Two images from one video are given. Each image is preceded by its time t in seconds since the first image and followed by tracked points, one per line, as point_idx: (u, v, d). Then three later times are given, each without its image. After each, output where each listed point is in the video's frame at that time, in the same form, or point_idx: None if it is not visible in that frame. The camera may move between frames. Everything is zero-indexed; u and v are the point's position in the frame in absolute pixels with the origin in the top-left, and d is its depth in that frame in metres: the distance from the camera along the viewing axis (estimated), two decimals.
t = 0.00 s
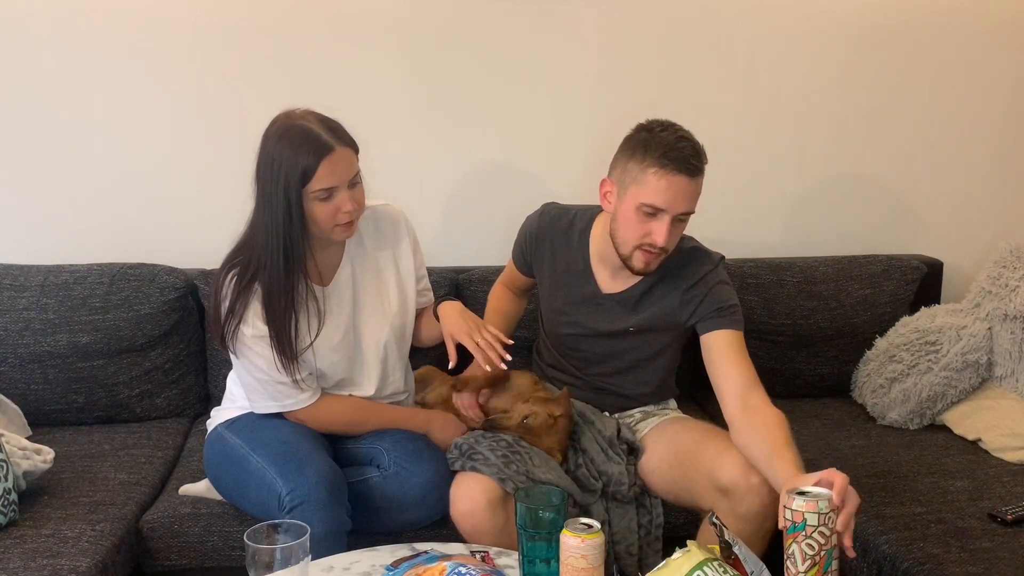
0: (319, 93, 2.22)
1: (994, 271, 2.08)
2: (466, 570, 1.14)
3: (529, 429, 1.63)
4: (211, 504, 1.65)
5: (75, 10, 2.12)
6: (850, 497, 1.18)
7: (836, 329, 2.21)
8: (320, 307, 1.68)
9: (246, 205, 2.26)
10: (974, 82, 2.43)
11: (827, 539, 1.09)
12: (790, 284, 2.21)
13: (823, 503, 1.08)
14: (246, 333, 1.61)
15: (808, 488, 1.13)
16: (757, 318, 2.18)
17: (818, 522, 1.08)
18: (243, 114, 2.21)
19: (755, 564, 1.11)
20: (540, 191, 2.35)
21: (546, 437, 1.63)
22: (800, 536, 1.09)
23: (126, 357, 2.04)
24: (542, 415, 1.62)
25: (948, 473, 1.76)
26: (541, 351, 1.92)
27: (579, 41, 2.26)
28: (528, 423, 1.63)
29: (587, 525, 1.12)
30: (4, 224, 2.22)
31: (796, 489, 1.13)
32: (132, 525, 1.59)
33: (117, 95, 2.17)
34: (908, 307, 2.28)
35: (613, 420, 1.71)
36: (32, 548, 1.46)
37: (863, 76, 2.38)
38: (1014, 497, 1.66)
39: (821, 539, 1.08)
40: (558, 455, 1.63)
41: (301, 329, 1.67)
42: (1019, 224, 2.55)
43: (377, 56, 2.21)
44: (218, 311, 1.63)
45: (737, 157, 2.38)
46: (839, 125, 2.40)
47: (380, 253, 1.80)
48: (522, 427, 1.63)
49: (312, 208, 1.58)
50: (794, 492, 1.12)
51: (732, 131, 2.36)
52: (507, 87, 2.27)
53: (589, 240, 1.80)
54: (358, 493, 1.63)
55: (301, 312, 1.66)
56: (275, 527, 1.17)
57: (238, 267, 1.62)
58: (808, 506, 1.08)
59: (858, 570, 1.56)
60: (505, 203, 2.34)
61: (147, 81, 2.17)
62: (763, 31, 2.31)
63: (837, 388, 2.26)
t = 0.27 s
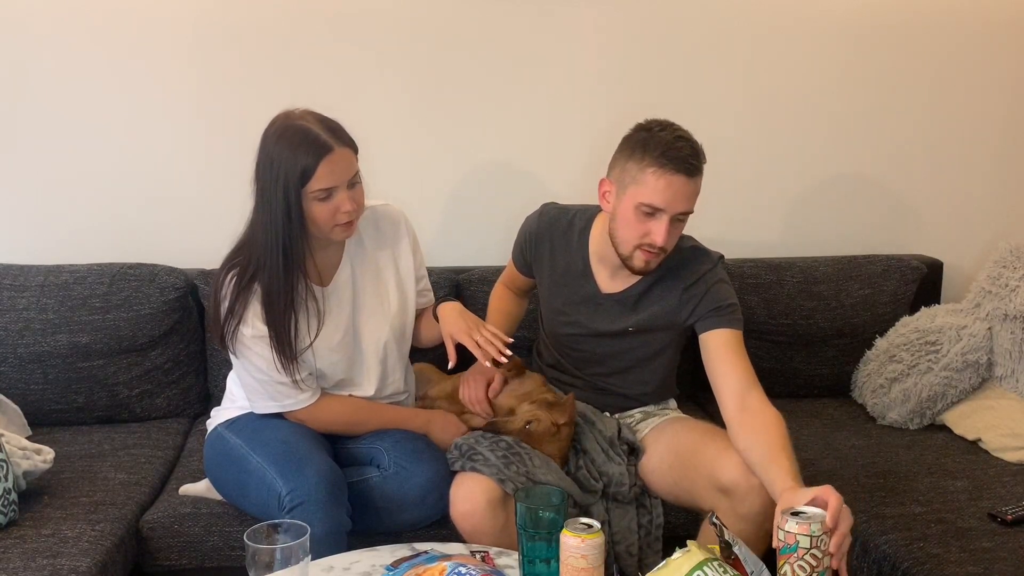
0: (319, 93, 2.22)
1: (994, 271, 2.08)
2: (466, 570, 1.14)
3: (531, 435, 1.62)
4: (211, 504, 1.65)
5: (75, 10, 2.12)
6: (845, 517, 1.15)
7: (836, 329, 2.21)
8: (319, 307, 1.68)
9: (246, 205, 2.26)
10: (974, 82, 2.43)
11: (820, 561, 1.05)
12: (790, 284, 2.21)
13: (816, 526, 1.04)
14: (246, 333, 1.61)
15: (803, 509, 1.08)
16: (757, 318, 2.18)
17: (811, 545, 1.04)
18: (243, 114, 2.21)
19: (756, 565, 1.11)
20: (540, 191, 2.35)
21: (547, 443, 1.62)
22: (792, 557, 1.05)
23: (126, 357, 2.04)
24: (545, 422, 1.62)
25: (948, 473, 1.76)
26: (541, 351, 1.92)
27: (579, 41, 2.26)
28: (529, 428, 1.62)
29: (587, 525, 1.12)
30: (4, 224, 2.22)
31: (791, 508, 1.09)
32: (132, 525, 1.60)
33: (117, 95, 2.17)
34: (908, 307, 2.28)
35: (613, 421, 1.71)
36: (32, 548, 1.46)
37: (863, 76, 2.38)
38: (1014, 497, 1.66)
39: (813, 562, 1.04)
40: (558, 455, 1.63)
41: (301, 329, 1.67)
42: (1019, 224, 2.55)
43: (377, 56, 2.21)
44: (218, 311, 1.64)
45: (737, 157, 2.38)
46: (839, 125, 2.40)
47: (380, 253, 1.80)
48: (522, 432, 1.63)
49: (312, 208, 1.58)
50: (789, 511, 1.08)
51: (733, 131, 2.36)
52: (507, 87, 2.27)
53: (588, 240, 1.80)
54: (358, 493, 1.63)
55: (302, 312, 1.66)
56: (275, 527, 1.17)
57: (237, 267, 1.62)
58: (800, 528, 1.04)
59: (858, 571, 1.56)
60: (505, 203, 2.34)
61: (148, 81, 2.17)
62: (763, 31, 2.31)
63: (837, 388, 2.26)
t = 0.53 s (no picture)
0: (319, 93, 2.22)
1: (994, 271, 2.08)
2: (466, 570, 1.14)
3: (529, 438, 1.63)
4: (211, 504, 1.65)
5: (74, 11, 2.12)
6: (842, 531, 1.14)
7: (836, 329, 2.21)
8: (320, 307, 1.68)
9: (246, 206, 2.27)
10: (974, 82, 2.42)
11: None
12: (790, 284, 2.21)
13: (811, 540, 1.03)
14: (246, 333, 1.61)
15: (797, 522, 1.07)
16: (757, 318, 2.18)
17: (805, 560, 1.02)
18: (243, 115, 2.21)
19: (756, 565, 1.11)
20: (540, 191, 2.35)
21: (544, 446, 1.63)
22: (786, 571, 1.04)
23: (126, 357, 2.04)
24: (541, 425, 1.63)
25: (948, 474, 1.76)
26: (541, 351, 1.92)
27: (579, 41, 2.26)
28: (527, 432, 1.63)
29: (587, 526, 1.12)
30: (4, 225, 2.22)
31: (786, 521, 1.08)
32: (132, 525, 1.59)
33: (117, 95, 2.17)
34: (908, 307, 2.28)
35: (613, 421, 1.71)
36: (32, 548, 1.46)
37: (863, 76, 2.38)
38: (1014, 497, 1.66)
39: None
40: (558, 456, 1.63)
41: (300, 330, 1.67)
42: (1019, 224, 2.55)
43: (377, 56, 2.21)
44: (218, 311, 1.63)
45: (736, 158, 2.38)
46: (838, 125, 2.40)
47: (380, 254, 1.80)
48: (519, 435, 1.64)
49: (310, 208, 1.58)
50: (784, 524, 1.07)
51: (732, 131, 2.36)
52: (507, 87, 2.27)
53: (587, 240, 1.79)
54: (358, 493, 1.63)
55: (301, 312, 1.66)
56: (275, 527, 1.17)
57: (238, 267, 1.62)
58: (794, 542, 1.03)
59: (859, 570, 1.56)
60: (505, 204, 2.34)
61: (147, 82, 2.17)
62: (763, 31, 2.31)
63: (837, 388, 2.26)
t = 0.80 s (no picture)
0: (319, 93, 2.22)
1: (994, 271, 2.08)
2: (466, 570, 1.14)
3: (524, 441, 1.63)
4: (211, 504, 1.65)
5: (73, 11, 2.12)
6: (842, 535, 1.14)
7: (836, 329, 2.21)
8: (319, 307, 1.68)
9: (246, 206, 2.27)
10: (973, 82, 2.42)
11: None
12: (790, 284, 2.21)
13: (810, 541, 1.03)
14: (246, 334, 1.61)
15: (799, 525, 1.08)
16: (757, 318, 2.18)
17: (803, 562, 1.03)
18: (243, 114, 2.21)
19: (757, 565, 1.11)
20: (540, 191, 2.35)
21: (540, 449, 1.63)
22: (785, 571, 1.04)
23: (126, 357, 2.04)
24: (537, 429, 1.62)
25: (948, 473, 1.76)
26: (541, 351, 1.92)
27: (579, 41, 2.26)
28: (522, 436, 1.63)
29: (587, 526, 1.12)
30: (3, 225, 2.22)
31: (787, 524, 1.08)
32: (132, 525, 1.59)
33: (117, 95, 2.17)
34: (908, 307, 2.28)
35: (613, 421, 1.71)
36: (32, 548, 1.46)
37: (863, 76, 2.38)
38: (1014, 497, 1.66)
39: None
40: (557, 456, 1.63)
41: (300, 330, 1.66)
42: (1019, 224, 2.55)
43: (376, 56, 2.21)
44: (218, 311, 1.64)
45: (736, 158, 2.38)
46: (838, 125, 2.40)
47: (380, 253, 1.79)
48: (513, 438, 1.63)
49: (306, 207, 1.58)
50: (785, 527, 1.07)
51: (732, 131, 2.36)
52: (507, 87, 2.27)
53: (586, 240, 1.79)
54: (358, 493, 1.63)
55: (301, 312, 1.66)
56: (275, 527, 1.17)
57: (238, 267, 1.62)
58: (794, 543, 1.03)
59: (859, 570, 1.56)
60: (505, 204, 2.34)
61: (147, 82, 2.17)
62: (763, 31, 2.31)
63: (837, 388, 2.26)
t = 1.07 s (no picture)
0: (319, 94, 2.22)
1: (994, 271, 2.08)
2: (466, 570, 1.14)
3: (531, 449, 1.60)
4: (211, 504, 1.65)
5: (74, 11, 2.12)
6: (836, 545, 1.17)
7: (836, 329, 2.21)
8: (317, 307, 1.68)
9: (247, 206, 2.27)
10: (974, 82, 2.42)
11: None
12: (790, 284, 2.21)
13: (807, 541, 1.03)
14: (246, 333, 1.61)
15: (796, 525, 1.08)
16: (757, 318, 2.18)
17: (800, 562, 1.03)
18: (243, 114, 2.21)
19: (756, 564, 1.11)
20: (540, 191, 2.35)
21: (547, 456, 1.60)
22: (782, 571, 1.04)
23: (126, 357, 2.04)
24: (547, 440, 1.59)
25: (948, 474, 1.76)
26: (541, 351, 1.91)
27: (579, 41, 2.26)
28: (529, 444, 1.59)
29: (587, 526, 1.12)
30: (4, 225, 2.22)
31: (785, 524, 1.08)
32: (132, 525, 1.59)
33: (117, 95, 2.17)
34: (908, 307, 2.28)
35: (614, 421, 1.71)
36: (32, 548, 1.46)
37: (863, 76, 2.38)
38: (1014, 497, 1.66)
39: None
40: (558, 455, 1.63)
41: (298, 328, 1.66)
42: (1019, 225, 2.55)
43: (376, 57, 2.21)
44: (217, 310, 1.63)
45: (736, 158, 2.38)
46: (838, 125, 2.40)
47: (379, 253, 1.80)
48: (522, 447, 1.59)
49: (302, 203, 1.57)
50: (782, 526, 1.07)
51: (732, 131, 2.36)
52: (507, 87, 2.27)
53: (584, 240, 1.80)
54: (358, 493, 1.63)
55: (299, 311, 1.66)
56: (275, 527, 1.17)
57: (237, 266, 1.62)
58: (790, 544, 1.03)
59: (859, 570, 1.56)
60: (505, 204, 2.34)
61: (147, 82, 2.17)
62: (763, 31, 2.31)
63: (837, 388, 2.26)
